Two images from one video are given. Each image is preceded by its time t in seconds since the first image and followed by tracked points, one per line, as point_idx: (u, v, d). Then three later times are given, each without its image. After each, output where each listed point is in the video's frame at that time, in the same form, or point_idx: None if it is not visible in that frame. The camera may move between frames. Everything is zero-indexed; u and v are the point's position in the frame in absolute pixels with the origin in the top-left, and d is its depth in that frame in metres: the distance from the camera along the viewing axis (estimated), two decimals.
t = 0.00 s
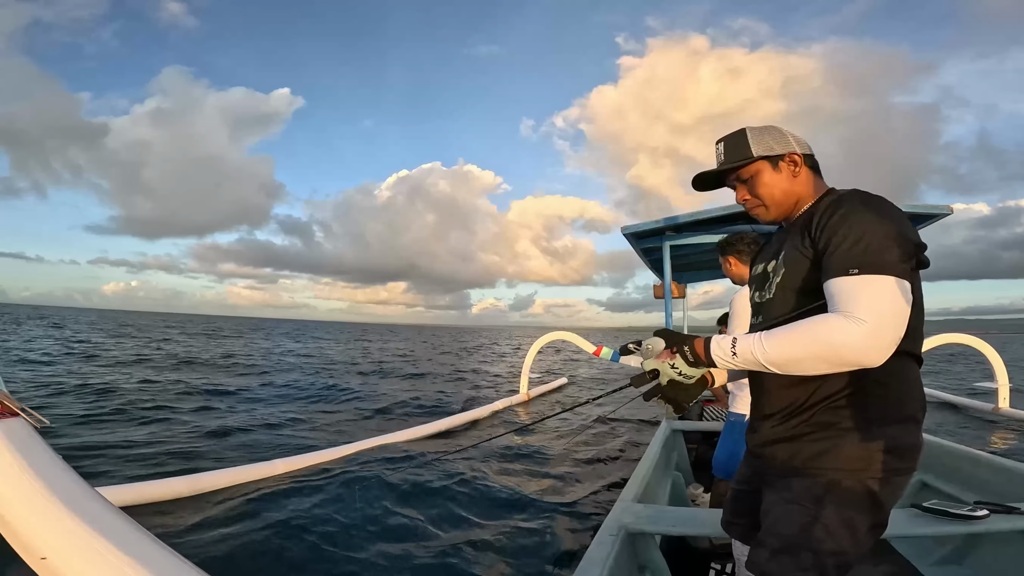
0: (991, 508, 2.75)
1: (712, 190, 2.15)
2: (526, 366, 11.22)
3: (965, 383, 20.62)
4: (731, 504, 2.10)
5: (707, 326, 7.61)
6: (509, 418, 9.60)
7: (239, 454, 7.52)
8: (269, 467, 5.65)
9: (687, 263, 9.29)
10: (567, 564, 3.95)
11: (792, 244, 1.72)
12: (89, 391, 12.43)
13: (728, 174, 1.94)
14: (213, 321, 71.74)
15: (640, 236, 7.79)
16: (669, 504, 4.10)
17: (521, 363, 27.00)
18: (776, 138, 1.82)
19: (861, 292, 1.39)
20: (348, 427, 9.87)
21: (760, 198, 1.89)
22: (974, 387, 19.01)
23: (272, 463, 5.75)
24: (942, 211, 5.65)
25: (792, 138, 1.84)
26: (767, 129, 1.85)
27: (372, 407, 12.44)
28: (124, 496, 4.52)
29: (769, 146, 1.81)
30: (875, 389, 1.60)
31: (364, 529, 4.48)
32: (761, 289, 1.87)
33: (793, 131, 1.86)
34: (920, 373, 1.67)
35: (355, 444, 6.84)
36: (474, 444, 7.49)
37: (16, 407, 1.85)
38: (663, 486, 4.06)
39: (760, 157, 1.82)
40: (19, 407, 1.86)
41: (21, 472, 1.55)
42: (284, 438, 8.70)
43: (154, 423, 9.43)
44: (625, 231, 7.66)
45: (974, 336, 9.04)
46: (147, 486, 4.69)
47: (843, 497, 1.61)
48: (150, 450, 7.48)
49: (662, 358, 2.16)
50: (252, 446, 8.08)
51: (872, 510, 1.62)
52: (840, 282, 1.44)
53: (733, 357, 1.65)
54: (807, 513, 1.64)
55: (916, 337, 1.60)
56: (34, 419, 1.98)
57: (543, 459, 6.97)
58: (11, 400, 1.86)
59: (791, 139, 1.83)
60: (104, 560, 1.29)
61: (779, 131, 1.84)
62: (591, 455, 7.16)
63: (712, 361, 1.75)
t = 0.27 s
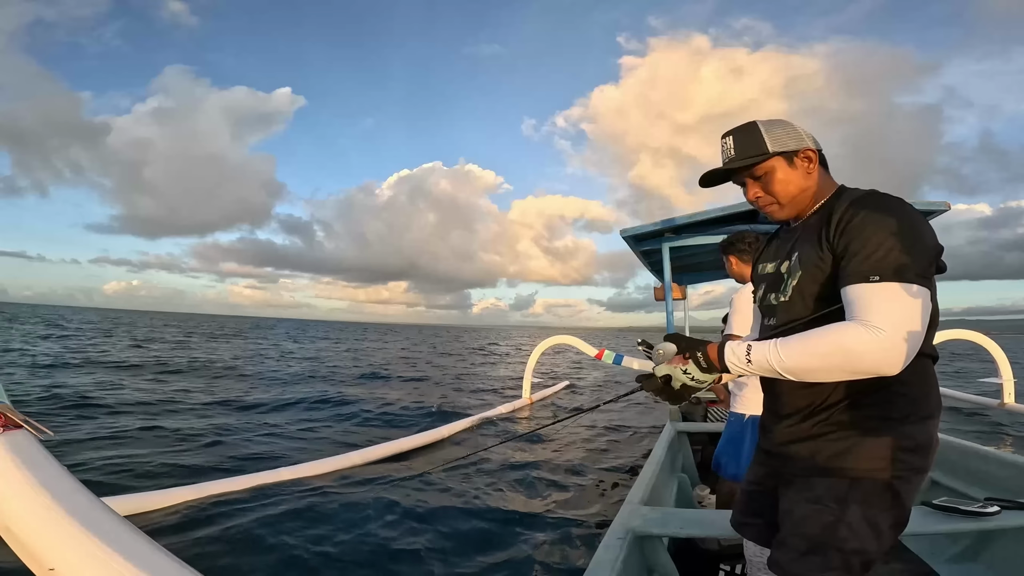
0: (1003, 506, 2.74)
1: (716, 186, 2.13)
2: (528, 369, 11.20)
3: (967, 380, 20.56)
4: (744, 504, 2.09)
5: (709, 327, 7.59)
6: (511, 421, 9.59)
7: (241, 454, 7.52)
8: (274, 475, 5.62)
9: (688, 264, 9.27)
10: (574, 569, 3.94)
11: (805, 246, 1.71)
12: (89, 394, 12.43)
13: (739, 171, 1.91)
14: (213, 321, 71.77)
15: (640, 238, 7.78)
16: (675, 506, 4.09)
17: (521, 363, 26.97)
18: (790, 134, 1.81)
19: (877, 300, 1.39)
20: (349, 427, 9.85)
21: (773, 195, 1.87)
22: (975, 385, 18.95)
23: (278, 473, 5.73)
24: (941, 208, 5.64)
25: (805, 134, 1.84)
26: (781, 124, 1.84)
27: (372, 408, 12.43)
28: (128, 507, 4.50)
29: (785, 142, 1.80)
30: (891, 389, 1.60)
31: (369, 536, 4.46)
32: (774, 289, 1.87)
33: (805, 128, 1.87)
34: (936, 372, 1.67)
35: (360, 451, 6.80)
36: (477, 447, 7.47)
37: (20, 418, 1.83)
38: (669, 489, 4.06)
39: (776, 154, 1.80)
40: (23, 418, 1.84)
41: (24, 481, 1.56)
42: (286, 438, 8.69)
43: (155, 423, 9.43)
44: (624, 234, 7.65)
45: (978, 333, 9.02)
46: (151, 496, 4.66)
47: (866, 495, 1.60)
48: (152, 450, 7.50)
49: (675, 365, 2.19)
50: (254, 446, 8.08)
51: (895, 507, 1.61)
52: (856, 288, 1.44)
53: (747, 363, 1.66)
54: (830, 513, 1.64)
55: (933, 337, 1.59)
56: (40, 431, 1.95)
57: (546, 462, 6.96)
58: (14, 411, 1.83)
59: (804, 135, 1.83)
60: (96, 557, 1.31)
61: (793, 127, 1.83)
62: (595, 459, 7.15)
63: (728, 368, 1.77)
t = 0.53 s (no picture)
0: (1006, 504, 2.74)
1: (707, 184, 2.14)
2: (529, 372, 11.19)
3: (969, 379, 20.53)
4: (744, 504, 2.09)
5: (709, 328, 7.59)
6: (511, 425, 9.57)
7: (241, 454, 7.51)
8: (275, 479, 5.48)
9: (688, 266, 9.26)
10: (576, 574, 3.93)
11: (800, 246, 1.71)
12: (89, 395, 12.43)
13: (728, 170, 1.93)
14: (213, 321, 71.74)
15: (639, 240, 7.77)
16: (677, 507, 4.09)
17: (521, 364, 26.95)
18: (775, 133, 1.81)
19: (877, 297, 1.39)
20: (348, 427, 9.85)
21: (758, 195, 1.88)
22: (976, 384, 18.92)
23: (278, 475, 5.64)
24: (939, 206, 5.63)
25: (791, 133, 1.83)
26: (766, 123, 1.84)
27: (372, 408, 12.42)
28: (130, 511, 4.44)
29: (768, 142, 1.80)
30: (889, 388, 1.60)
31: (371, 542, 4.45)
32: (769, 290, 1.86)
33: (793, 126, 1.85)
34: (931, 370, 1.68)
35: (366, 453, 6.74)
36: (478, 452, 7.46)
37: (21, 423, 1.83)
38: (672, 490, 4.06)
39: (759, 154, 1.81)
40: (24, 423, 1.84)
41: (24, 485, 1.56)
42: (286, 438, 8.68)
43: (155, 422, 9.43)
44: (623, 235, 7.64)
45: (979, 332, 9.00)
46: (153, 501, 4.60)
47: (865, 494, 1.60)
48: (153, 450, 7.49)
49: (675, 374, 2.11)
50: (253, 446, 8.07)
51: (894, 506, 1.61)
52: (856, 285, 1.44)
53: (750, 369, 1.65)
54: (830, 513, 1.64)
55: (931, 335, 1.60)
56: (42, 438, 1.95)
57: (546, 466, 6.94)
58: (15, 416, 1.84)
59: (790, 134, 1.82)
60: (94, 558, 1.32)
61: (779, 126, 1.83)
62: (596, 463, 7.13)
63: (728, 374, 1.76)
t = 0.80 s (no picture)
0: (1008, 505, 2.73)
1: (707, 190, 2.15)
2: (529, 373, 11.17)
3: (969, 380, 20.50)
4: (745, 506, 2.08)
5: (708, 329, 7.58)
6: (511, 426, 9.56)
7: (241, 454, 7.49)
8: (276, 481, 5.46)
9: (687, 267, 9.25)
10: None
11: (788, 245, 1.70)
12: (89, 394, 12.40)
13: (718, 175, 1.95)
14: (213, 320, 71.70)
15: (639, 242, 7.75)
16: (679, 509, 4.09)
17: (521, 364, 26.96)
18: (759, 137, 1.80)
19: (855, 290, 1.38)
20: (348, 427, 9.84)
21: (746, 199, 1.89)
22: (977, 384, 18.96)
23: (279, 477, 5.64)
24: (938, 207, 5.62)
25: (776, 135, 1.81)
26: (749, 128, 1.84)
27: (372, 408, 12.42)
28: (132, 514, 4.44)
29: (750, 147, 1.80)
30: (881, 387, 1.58)
31: (371, 547, 4.44)
32: (761, 290, 1.86)
33: (779, 128, 1.83)
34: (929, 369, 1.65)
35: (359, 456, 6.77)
36: (478, 454, 7.45)
37: (19, 425, 1.81)
38: (672, 491, 4.06)
39: (742, 158, 1.82)
40: (22, 425, 1.82)
41: (23, 489, 1.55)
42: (286, 438, 8.68)
43: (156, 423, 9.41)
44: (622, 237, 7.63)
45: (979, 333, 8.99)
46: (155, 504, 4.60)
47: (858, 496, 1.60)
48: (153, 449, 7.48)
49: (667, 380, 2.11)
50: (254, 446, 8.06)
51: (891, 508, 1.60)
52: (836, 279, 1.43)
53: (736, 371, 1.65)
54: (824, 515, 1.65)
55: (921, 334, 1.59)
56: (41, 440, 1.94)
57: (546, 468, 6.93)
58: (13, 419, 1.82)
59: (775, 137, 1.80)
60: (92, 558, 1.32)
61: (763, 129, 1.82)
62: (596, 465, 7.13)
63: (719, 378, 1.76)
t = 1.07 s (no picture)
0: (1004, 508, 2.73)
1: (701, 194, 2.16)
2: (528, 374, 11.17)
3: (968, 382, 20.48)
4: (738, 508, 2.08)
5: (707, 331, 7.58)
6: (510, 427, 9.57)
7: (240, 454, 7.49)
8: (274, 481, 5.47)
9: (686, 269, 9.25)
10: None
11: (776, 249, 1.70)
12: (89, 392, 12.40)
13: (710, 179, 1.96)
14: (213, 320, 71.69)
15: (638, 244, 7.75)
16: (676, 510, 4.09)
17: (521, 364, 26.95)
18: (748, 141, 1.81)
19: (846, 298, 1.38)
20: (347, 427, 9.85)
21: (737, 202, 1.90)
22: (977, 387, 18.94)
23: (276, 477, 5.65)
24: (937, 210, 5.62)
25: (766, 138, 1.81)
26: (739, 132, 1.85)
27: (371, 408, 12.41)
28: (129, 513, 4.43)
29: (740, 150, 1.81)
30: (866, 392, 1.58)
31: (369, 547, 4.44)
32: (751, 294, 1.86)
33: (769, 131, 1.83)
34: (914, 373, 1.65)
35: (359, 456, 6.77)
36: (476, 455, 7.45)
37: (17, 424, 1.83)
38: (670, 492, 4.06)
39: (732, 162, 1.83)
40: (20, 423, 1.84)
41: (20, 488, 1.56)
42: (285, 438, 8.68)
43: (154, 421, 9.41)
44: (621, 239, 7.63)
45: (978, 336, 8.99)
46: (153, 503, 4.60)
47: (841, 500, 1.61)
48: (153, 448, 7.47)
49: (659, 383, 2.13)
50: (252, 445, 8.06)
51: (875, 512, 1.60)
52: (826, 286, 1.43)
53: (728, 377, 1.64)
54: (806, 518, 1.65)
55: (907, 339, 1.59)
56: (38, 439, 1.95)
57: (544, 469, 6.93)
58: (11, 418, 1.83)
59: (765, 140, 1.81)
60: (91, 556, 1.32)
61: (752, 132, 1.82)
62: (594, 466, 7.13)
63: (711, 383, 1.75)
